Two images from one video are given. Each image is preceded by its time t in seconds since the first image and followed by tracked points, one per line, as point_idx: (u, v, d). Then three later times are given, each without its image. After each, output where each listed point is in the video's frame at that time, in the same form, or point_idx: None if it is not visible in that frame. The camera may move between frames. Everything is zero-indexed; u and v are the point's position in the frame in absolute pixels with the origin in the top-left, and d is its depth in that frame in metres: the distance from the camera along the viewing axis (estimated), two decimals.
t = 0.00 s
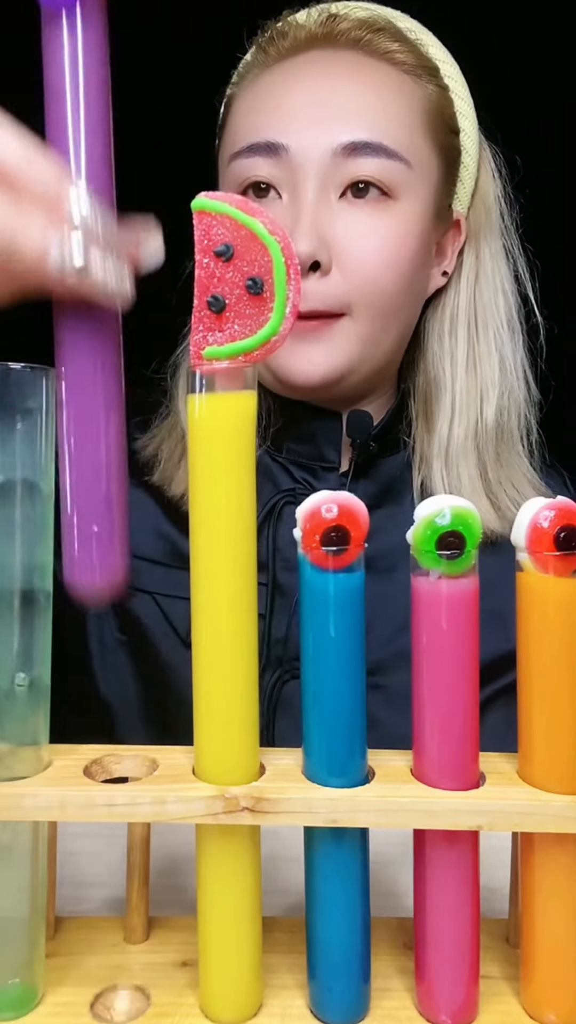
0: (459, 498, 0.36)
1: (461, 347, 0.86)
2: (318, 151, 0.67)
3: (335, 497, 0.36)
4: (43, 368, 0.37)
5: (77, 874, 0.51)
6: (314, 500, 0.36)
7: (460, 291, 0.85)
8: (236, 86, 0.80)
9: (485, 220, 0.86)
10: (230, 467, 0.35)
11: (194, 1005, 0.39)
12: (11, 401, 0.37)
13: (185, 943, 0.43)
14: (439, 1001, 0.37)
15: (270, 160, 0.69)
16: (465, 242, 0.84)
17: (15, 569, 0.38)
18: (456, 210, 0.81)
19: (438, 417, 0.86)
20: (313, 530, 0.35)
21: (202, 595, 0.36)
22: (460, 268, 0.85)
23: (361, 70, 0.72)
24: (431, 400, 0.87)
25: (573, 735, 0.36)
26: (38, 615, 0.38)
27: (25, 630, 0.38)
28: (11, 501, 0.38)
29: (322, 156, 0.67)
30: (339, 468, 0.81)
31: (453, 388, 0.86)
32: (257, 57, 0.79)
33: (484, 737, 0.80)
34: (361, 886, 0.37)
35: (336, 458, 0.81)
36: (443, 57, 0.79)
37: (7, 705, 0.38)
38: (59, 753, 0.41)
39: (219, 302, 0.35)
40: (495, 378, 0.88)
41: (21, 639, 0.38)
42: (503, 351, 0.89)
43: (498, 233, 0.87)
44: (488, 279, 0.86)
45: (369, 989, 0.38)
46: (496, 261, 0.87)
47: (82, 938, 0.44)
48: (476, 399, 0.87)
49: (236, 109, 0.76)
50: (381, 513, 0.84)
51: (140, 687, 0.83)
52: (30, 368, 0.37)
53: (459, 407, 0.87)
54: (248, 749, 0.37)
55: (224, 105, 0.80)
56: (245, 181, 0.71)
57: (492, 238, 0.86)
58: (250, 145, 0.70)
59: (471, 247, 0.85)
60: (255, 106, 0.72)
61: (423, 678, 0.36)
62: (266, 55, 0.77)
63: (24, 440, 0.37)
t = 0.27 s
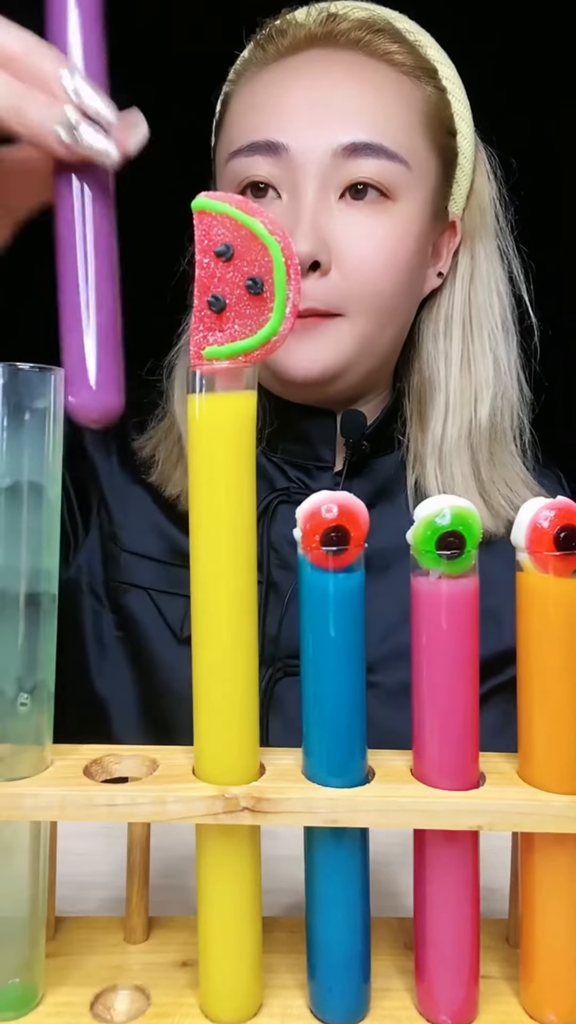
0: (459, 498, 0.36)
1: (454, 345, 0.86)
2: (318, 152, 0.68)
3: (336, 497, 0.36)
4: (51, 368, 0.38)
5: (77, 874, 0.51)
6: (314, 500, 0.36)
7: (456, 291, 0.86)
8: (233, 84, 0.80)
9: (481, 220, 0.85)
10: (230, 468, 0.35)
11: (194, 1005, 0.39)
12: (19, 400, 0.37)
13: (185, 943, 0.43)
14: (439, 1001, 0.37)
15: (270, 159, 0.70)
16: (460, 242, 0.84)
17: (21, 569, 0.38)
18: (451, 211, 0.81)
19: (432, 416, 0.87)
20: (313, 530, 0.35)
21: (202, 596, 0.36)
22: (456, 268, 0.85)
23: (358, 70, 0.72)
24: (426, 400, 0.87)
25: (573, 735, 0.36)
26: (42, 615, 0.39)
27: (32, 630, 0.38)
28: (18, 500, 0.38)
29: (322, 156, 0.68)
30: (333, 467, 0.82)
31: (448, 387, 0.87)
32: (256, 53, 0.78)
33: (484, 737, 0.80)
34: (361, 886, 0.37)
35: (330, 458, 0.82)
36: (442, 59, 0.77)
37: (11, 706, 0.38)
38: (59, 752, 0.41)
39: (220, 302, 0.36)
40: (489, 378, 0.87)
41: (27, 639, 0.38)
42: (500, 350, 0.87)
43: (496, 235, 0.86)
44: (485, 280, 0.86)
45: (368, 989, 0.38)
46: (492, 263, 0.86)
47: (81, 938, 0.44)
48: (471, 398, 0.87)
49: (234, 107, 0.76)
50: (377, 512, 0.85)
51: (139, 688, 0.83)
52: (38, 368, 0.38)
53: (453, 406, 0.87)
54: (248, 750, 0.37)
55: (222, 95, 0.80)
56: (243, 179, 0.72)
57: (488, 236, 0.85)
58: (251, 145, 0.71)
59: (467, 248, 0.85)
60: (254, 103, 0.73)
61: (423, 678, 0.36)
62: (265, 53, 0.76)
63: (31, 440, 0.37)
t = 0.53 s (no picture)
0: (459, 499, 0.36)
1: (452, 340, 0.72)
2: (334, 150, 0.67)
3: (335, 497, 0.36)
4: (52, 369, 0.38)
5: (77, 875, 0.51)
6: (314, 500, 0.36)
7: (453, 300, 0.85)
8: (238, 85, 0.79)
9: (481, 222, 0.70)
10: (230, 469, 0.35)
11: (194, 1005, 0.39)
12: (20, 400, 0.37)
13: (185, 943, 0.43)
14: (439, 1001, 0.37)
15: (284, 157, 0.68)
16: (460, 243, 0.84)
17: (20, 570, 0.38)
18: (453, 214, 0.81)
19: (425, 415, 0.72)
20: (313, 530, 0.35)
21: (202, 596, 0.36)
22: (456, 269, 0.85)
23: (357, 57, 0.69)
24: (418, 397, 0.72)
25: (573, 734, 0.36)
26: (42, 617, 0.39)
27: (31, 630, 0.38)
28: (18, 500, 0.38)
29: (337, 155, 0.67)
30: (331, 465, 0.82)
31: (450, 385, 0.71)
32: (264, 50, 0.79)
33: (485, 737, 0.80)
34: (361, 886, 0.37)
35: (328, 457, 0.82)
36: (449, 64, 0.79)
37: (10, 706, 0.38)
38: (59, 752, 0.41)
39: (220, 302, 0.35)
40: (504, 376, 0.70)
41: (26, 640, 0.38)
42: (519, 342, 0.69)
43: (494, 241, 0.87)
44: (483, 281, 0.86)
45: (368, 990, 0.38)
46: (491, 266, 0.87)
47: (81, 938, 0.44)
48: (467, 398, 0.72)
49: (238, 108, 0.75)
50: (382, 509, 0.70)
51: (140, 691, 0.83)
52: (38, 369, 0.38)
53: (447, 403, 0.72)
54: (248, 750, 0.37)
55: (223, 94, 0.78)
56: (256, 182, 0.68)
57: (488, 236, 0.70)
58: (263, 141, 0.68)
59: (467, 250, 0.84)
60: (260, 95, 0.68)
61: (423, 678, 0.36)
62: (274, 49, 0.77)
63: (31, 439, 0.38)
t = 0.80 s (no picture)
0: (459, 499, 0.36)
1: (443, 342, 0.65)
2: (338, 152, 0.71)
3: (335, 497, 0.36)
4: (52, 369, 0.38)
5: (76, 875, 0.51)
6: (314, 500, 0.36)
7: (447, 299, 0.86)
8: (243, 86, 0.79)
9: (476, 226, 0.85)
10: (230, 469, 0.35)
11: (194, 1004, 0.39)
12: (19, 400, 0.37)
13: (185, 943, 0.43)
14: (439, 1001, 0.37)
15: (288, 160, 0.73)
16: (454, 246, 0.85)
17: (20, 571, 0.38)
18: (448, 219, 0.81)
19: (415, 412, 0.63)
20: (313, 530, 0.35)
21: (202, 597, 0.36)
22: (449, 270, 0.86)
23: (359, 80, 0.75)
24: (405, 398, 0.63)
25: (573, 735, 0.36)
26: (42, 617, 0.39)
27: (31, 634, 0.38)
28: (19, 502, 0.38)
29: (339, 161, 0.72)
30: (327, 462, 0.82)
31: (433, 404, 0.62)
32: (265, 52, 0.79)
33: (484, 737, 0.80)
34: (361, 887, 0.37)
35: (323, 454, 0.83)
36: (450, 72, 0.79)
37: (11, 707, 0.38)
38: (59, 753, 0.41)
39: (221, 302, 0.35)
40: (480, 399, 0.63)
41: (27, 642, 0.38)
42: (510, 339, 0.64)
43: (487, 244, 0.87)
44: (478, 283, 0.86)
45: (368, 989, 0.38)
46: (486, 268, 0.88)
47: (81, 937, 0.44)
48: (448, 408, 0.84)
49: (245, 107, 0.77)
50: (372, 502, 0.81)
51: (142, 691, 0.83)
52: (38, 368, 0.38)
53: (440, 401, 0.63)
54: (249, 750, 0.37)
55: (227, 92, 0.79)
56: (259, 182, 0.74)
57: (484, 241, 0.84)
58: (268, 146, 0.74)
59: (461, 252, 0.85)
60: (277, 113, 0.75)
61: (423, 678, 0.36)
62: (275, 52, 0.78)
63: (30, 440, 0.37)
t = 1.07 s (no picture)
0: (459, 498, 0.36)
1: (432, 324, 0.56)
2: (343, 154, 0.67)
3: (335, 497, 0.36)
4: (52, 368, 0.38)
5: (76, 875, 0.51)
6: (314, 501, 0.36)
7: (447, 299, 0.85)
8: (246, 86, 0.78)
9: (474, 229, 0.85)
10: (230, 469, 0.35)
11: (194, 1005, 0.39)
12: (19, 400, 0.37)
13: (185, 943, 0.43)
14: (439, 1001, 0.37)
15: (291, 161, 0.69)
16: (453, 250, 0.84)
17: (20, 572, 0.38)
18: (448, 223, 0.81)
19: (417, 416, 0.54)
20: (313, 530, 0.35)
21: (202, 597, 0.36)
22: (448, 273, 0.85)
23: (355, 82, 0.72)
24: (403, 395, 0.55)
25: (573, 735, 0.36)
26: (43, 617, 0.39)
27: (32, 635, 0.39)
28: (18, 503, 0.38)
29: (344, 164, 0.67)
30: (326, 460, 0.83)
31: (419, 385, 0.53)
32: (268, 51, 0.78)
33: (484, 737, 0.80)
34: (361, 887, 0.37)
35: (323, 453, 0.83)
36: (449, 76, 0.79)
37: (11, 708, 0.38)
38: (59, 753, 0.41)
39: (221, 302, 0.35)
40: (467, 377, 0.55)
41: (28, 642, 0.38)
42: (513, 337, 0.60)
43: (484, 248, 0.87)
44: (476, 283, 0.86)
45: (368, 990, 0.38)
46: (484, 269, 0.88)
47: (81, 938, 0.44)
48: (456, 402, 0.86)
49: (249, 105, 0.76)
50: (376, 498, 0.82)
51: (142, 690, 0.83)
52: (38, 368, 0.37)
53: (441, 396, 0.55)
54: (249, 750, 0.37)
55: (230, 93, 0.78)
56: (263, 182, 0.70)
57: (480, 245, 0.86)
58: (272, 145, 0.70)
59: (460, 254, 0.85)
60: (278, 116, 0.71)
61: (423, 678, 0.36)
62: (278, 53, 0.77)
63: (30, 441, 0.37)
